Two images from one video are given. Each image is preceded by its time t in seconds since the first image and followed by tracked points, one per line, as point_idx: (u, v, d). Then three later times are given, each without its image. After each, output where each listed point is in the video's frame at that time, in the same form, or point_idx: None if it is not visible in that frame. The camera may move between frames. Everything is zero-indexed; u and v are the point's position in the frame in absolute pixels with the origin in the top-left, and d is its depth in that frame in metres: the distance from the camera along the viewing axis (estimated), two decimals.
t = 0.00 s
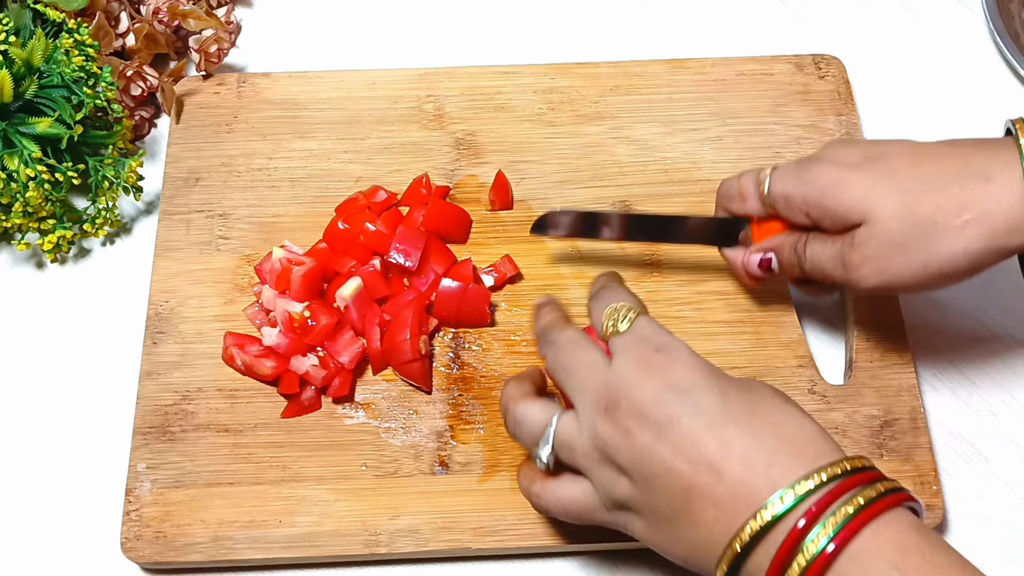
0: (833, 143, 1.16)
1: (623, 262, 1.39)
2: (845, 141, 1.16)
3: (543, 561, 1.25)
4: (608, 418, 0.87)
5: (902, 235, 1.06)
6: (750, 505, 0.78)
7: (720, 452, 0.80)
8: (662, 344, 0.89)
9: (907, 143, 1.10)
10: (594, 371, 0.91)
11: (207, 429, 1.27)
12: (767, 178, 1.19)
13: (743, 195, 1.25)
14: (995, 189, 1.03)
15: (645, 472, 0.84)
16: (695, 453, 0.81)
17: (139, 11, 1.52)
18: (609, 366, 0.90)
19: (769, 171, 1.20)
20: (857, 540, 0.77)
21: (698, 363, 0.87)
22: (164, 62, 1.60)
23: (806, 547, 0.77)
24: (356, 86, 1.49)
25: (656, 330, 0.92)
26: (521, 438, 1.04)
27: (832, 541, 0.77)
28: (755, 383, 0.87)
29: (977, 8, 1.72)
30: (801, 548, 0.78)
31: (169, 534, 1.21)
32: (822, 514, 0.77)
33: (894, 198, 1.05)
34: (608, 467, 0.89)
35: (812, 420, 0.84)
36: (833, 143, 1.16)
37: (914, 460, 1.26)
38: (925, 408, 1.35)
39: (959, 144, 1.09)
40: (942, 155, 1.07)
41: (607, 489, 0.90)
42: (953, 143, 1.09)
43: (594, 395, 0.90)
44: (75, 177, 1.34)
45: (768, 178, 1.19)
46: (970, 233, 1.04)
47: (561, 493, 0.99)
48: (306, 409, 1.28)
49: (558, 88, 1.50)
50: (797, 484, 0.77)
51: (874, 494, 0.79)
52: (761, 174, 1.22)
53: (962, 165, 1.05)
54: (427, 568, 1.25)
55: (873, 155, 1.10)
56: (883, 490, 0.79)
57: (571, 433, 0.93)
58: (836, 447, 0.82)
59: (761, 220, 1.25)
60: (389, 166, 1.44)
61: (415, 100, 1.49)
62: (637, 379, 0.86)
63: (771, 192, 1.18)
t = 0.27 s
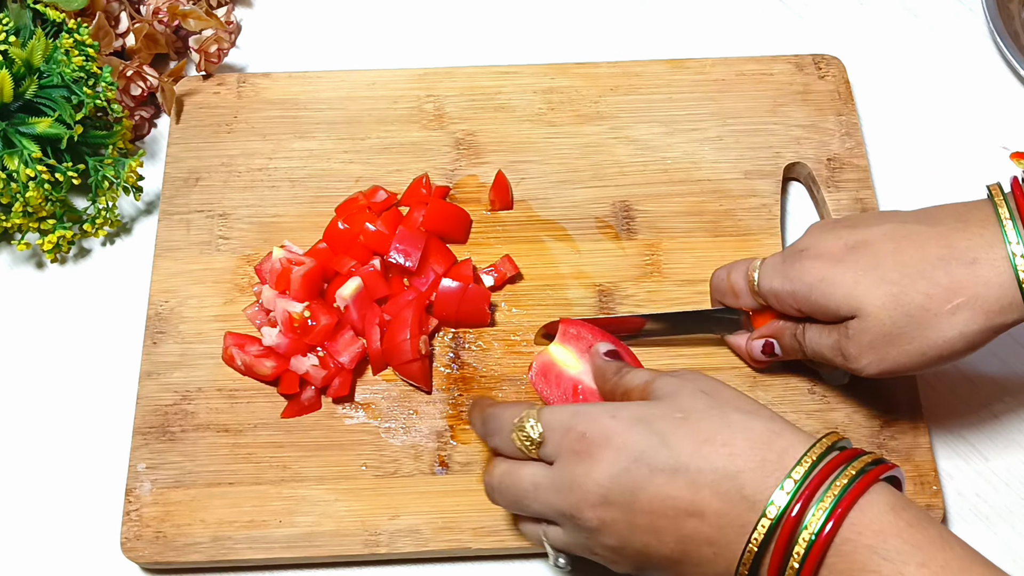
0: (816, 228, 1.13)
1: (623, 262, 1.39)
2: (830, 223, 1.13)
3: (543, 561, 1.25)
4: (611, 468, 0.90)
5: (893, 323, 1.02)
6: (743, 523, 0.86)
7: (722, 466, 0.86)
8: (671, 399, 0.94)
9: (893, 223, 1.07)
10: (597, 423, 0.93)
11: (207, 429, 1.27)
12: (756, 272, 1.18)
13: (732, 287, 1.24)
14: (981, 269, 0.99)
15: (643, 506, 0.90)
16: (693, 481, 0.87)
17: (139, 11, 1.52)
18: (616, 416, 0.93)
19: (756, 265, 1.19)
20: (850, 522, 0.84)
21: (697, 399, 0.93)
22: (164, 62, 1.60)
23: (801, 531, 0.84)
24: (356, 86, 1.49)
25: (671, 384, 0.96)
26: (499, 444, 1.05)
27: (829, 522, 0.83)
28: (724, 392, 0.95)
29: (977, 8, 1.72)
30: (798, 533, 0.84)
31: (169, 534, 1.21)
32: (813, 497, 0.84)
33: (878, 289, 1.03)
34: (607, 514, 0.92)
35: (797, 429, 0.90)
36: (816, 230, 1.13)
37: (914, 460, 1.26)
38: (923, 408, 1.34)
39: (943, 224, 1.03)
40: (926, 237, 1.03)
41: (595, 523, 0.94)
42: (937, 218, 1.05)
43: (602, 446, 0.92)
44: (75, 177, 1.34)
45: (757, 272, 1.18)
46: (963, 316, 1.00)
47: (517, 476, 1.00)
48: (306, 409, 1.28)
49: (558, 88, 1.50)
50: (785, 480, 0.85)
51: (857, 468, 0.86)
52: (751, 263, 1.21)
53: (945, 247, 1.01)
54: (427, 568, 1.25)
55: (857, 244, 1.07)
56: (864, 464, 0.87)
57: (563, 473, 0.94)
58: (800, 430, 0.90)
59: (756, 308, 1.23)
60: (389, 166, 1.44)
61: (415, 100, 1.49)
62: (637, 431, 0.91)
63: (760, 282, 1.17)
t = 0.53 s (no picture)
0: (795, 265, 1.02)
1: (623, 262, 1.39)
2: (810, 258, 1.02)
3: (543, 561, 1.25)
4: (587, 491, 0.89)
5: (876, 397, 0.96)
6: (720, 539, 0.84)
7: (696, 483, 0.84)
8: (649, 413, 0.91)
9: (879, 277, 0.95)
10: (573, 443, 0.91)
11: (207, 429, 1.27)
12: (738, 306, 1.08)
13: (709, 321, 1.13)
14: (966, 348, 0.90)
15: (621, 525, 0.88)
16: (667, 502, 0.85)
17: (139, 11, 1.52)
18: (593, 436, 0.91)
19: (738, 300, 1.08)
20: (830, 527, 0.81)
21: (675, 412, 0.90)
22: (164, 62, 1.60)
23: (783, 534, 0.82)
24: (356, 86, 1.49)
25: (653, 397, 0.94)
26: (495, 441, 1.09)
27: (810, 525, 0.81)
28: (706, 399, 0.91)
29: (977, 8, 1.72)
30: (780, 536, 0.82)
31: (169, 534, 1.21)
32: (796, 499, 0.82)
33: (861, 360, 0.94)
34: (588, 533, 0.91)
35: (778, 438, 0.86)
36: (795, 267, 1.01)
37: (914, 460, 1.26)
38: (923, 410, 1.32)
39: (929, 287, 0.92)
40: (910, 305, 0.92)
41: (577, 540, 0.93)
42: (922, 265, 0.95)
43: (578, 467, 0.90)
44: (75, 177, 1.34)
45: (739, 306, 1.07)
46: (946, 391, 0.93)
47: (512, 486, 1.02)
48: (306, 409, 1.28)
49: (558, 88, 1.50)
50: (763, 490, 0.82)
51: (833, 476, 0.83)
52: (732, 300, 1.10)
53: (929, 319, 0.91)
54: (427, 567, 1.25)
55: (839, 301, 0.96)
56: (845, 467, 0.84)
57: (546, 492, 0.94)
58: (779, 438, 0.86)
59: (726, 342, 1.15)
60: (389, 166, 1.44)
61: (415, 100, 1.49)
62: (612, 451, 0.89)
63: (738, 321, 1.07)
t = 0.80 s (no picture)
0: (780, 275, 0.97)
1: (623, 262, 1.39)
2: (910, 233, 0.96)
3: (543, 561, 1.25)
4: (591, 509, 0.89)
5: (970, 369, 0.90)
6: (727, 548, 0.84)
7: (699, 495, 0.83)
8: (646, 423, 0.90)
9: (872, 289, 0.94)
10: (573, 461, 0.91)
11: (207, 429, 1.27)
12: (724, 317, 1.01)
13: (806, 300, 1.08)
14: None
15: (628, 540, 0.88)
16: (672, 515, 0.85)
17: (139, 11, 1.52)
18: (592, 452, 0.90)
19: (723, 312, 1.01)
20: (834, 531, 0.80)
21: (672, 422, 0.89)
22: (164, 62, 1.60)
23: (788, 538, 0.81)
24: (356, 86, 1.49)
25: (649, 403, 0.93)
26: (488, 458, 1.07)
27: (816, 527, 0.80)
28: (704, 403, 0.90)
29: (977, 8, 1.72)
30: (786, 539, 0.81)
31: (169, 534, 1.21)
32: (801, 501, 0.81)
33: (972, 330, 0.88)
34: (596, 549, 0.91)
35: (778, 441, 0.85)
36: (891, 242, 0.96)
37: (914, 460, 1.26)
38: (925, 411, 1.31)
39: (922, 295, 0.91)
40: None
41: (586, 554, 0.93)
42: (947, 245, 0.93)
43: (579, 484, 0.90)
44: (75, 176, 1.34)
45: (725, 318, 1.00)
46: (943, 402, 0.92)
47: (514, 507, 1.03)
48: (306, 409, 1.28)
49: (558, 88, 1.51)
50: (768, 493, 0.82)
51: (837, 478, 0.82)
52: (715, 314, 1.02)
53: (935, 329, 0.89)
54: (427, 567, 1.25)
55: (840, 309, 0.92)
56: (848, 469, 0.83)
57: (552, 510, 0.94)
58: (777, 441, 0.85)
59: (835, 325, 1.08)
60: (389, 166, 1.44)
61: (415, 100, 1.49)
62: (611, 467, 0.88)
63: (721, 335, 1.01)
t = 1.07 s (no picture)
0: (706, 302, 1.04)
1: (623, 262, 1.39)
2: (724, 291, 1.05)
3: (543, 562, 1.25)
4: (581, 499, 0.90)
5: (789, 434, 0.99)
6: (713, 546, 0.84)
7: (688, 491, 0.84)
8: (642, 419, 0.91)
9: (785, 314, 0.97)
10: (566, 452, 0.91)
11: (207, 429, 1.27)
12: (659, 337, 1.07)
13: (629, 355, 1.11)
14: (868, 387, 0.93)
15: (615, 531, 0.89)
16: (660, 510, 0.85)
17: (139, 11, 1.52)
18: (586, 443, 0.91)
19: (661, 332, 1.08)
20: (821, 533, 0.80)
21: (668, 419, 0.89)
22: (164, 62, 1.60)
23: (774, 538, 0.81)
24: (356, 86, 1.49)
25: (649, 402, 0.93)
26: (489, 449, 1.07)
27: (802, 529, 0.80)
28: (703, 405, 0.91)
29: (977, 8, 1.72)
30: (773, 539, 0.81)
31: (169, 534, 1.21)
32: (788, 502, 0.80)
33: (772, 403, 0.96)
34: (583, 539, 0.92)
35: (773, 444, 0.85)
36: (712, 300, 1.03)
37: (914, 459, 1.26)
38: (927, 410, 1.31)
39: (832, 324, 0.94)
40: (816, 344, 0.94)
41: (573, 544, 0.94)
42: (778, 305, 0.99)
43: (570, 474, 0.91)
44: (75, 177, 1.34)
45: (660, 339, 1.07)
46: (857, 428, 0.96)
47: (506, 488, 1.02)
48: (306, 409, 1.28)
49: (558, 88, 1.51)
50: (758, 491, 0.81)
51: (825, 480, 0.81)
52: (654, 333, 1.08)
53: (832, 361, 0.93)
54: (427, 567, 1.25)
55: (748, 341, 0.98)
56: (837, 470, 0.83)
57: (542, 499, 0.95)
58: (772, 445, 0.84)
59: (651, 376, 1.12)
60: (389, 166, 1.44)
61: (415, 100, 1.49)
62: (602, 459, 0.89)
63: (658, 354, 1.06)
